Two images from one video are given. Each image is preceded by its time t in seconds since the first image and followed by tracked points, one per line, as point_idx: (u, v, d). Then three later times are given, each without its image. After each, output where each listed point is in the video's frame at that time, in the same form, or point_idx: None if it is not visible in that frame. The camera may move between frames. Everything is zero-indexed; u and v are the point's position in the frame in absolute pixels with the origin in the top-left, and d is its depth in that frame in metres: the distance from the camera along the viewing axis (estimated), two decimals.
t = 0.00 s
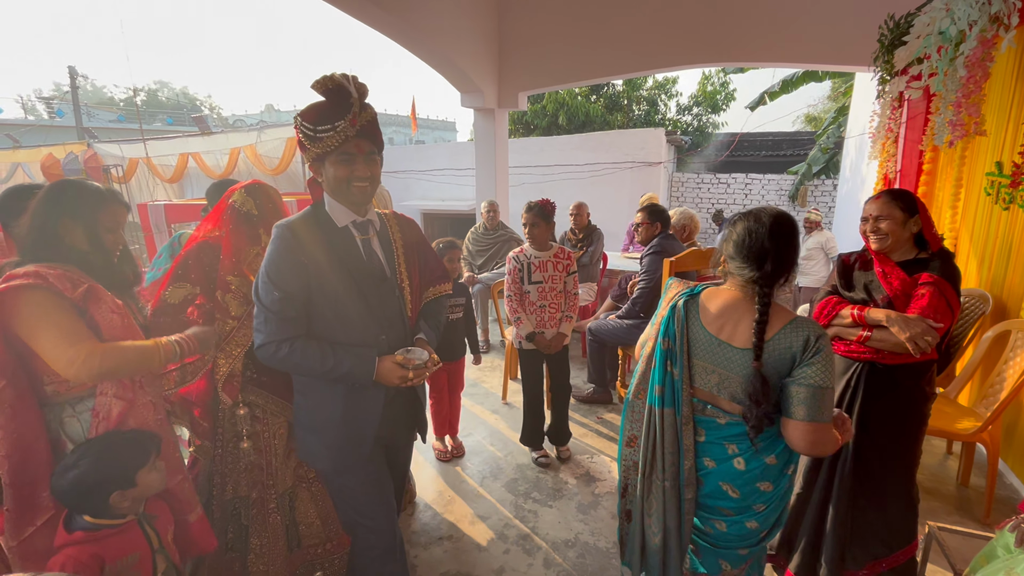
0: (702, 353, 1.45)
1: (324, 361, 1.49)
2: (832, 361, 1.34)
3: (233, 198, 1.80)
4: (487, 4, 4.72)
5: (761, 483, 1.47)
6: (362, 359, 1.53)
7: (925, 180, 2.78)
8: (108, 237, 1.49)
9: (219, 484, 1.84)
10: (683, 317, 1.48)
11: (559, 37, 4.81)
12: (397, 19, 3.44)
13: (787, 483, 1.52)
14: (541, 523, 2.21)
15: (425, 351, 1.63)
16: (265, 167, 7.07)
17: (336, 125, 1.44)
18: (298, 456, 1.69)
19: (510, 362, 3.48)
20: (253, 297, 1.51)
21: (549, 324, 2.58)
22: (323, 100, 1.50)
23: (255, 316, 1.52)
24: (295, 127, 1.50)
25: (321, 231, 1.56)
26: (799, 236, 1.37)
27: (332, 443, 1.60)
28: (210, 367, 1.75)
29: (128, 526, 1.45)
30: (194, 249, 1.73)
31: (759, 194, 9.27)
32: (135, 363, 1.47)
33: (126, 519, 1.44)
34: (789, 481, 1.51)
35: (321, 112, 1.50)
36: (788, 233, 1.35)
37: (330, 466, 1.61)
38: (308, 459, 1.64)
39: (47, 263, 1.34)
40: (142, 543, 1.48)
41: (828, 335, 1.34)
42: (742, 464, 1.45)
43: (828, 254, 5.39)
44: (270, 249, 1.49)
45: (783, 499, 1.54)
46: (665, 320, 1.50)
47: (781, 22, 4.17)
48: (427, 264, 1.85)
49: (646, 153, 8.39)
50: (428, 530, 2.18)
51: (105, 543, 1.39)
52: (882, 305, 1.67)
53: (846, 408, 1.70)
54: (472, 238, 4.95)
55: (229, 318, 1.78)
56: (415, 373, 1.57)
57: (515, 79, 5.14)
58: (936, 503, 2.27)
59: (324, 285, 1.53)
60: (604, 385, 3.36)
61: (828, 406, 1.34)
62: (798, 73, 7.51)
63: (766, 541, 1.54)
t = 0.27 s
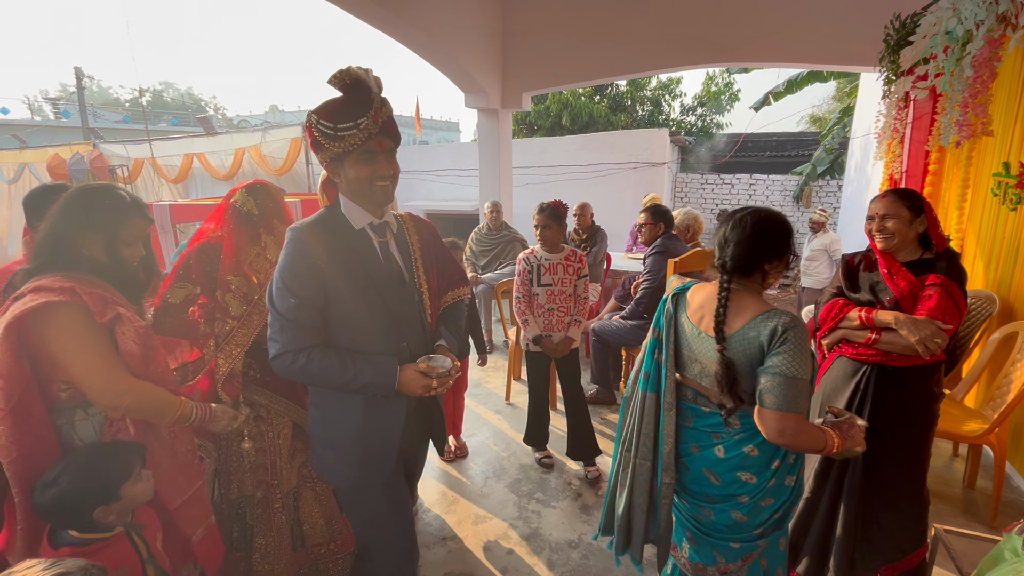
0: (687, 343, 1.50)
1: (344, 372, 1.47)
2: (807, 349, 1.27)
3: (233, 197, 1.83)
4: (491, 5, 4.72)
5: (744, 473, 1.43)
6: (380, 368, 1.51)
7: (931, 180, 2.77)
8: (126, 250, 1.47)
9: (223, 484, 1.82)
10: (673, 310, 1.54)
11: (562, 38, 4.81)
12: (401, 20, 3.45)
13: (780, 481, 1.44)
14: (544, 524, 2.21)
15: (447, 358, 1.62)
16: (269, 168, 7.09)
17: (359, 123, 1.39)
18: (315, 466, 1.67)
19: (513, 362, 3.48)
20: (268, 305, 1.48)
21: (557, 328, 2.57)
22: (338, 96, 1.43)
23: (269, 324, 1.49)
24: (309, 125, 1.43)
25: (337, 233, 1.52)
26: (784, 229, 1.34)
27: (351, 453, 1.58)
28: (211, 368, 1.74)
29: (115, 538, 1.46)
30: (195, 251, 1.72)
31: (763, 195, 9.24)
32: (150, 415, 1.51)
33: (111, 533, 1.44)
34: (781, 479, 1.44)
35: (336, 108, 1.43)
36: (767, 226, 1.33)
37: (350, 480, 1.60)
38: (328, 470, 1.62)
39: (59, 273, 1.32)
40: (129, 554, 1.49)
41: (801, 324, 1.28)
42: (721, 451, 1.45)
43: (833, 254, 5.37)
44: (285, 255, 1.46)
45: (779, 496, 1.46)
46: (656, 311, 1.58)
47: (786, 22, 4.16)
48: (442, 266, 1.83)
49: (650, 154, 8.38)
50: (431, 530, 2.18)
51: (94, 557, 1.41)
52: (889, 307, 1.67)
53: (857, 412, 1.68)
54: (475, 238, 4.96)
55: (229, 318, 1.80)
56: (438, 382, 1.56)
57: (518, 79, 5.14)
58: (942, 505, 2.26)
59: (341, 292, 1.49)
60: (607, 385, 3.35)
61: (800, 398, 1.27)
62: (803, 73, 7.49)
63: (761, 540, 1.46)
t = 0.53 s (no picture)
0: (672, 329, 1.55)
1: (351, 380, 1.36)
2: (769, 330, 1.26)
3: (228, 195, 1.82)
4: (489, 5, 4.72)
5: (717, 453, 1.41)
6: (390, 374, 1.40)
7: (929, 181, 2.77)
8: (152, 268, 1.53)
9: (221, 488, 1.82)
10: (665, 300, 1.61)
11: (560, 38, 4.81)
12: (399, 20, 3.45)
13: (760, 467, 1.39)
14: (543, 524, 2.21)
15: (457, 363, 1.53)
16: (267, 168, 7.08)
17: (378, 115, 1.34)
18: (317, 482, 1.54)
19: (511, 363, 3.48)
20: (267, 310, 1.36)
21: (570, 332, 2.52)
22: (349, 88, 1.37)
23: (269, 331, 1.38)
24: (319, 117, 1.35)
25: (340, 231, 1.42)
26: (751, 221, 1.36)
27: (359, 468, 1.44)
28: (204, 370, 1.71)
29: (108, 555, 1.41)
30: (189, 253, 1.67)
31: (761, 195, 9.26)
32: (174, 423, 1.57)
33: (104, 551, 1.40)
34: (762, 465, 1.38)
35: (349, 100, 1.36)
36: (730, 222, 1.38)
37: (357, 498, 1.46)
38: (331, 486, 1.49)
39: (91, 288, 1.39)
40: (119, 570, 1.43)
41: (763, 306, 1.27)
42: (695, 429, 1.44)
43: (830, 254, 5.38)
44: (284, 256, 1.35)
45: (759, 481, 1.40)
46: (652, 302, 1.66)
47: (784, 23, 4.17)
48: (447, 267, 1.78)
49: (648, 154, 8.39)
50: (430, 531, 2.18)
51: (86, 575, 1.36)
52: (889, 306, 1.67)
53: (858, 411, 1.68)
54: (474, 238, 4.96)
55: (224, 320, 1.76)
56: (450, 389, 1.45)
57: (516, 80, 5.14)
58: (940, 504, 2.27)
59: (346, 294, 1.39)
60: (605, 385, 3.35)
61: (757, 377, 1.25)
62: (800, 74, 7.50)
63: (742, 526, 1.42)
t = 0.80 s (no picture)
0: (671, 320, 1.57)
1: (357, 393, 1.27)
2: (741, 322, 1.26)
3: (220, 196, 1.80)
4: (486, 5, 4.71)
5: (690, 435, 1.41)
6: (396, 386, 1.30)
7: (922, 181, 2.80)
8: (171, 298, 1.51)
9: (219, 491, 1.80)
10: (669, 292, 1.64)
11: (556, 39, 4.81)
12: (395, 20, 3.43)
13: (733, 460, 1.37)
14: (540, 525, 2.21)
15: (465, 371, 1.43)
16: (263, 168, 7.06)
17: (394, 117, 1.28)
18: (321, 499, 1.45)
19: (508, 363, 3.48)
20: (268, 318, 1.28)
21: (580, 334, 2.50)
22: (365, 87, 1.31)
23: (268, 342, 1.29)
24: (329, 115, 1.28)
25: (344, 234, 1.33)
26: (733, 217, 1.37)
27: (364, 485, 1.36)
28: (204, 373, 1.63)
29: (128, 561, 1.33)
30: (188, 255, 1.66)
31: (755, 195, 9.30)
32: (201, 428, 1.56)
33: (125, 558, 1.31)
34: (734, 458, 1.37)
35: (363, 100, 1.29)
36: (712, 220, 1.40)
37: (363, 515, 1.38)
38: (336, 503, 1.41)
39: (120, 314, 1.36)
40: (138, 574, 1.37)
41: (736, 299, 1.27)
42: (674, 412, 1.46)
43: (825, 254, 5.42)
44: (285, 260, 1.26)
45: (734, 471, 1.38)
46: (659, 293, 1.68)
47: (778, 24, 4.18)
48: (451, 272, 1.67)
49: (644, 155, 8.41)
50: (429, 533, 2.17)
51: None
52: (886, 308, 1.68)
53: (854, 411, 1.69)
54: (470, 239, 4.95)
55: (216, 324, 1.70)
56: (459, 399, 1.36)
57: (512, 80, 5.14)
58: (934, 503, 2.28)
59: (351, 300, 1.30)
60: (602, 385, 3.36)
61: (720, 365, 1.26)
62: (795, 75, 7.54)
63: (716, 514, 1.40)
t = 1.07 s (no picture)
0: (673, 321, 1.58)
1: (370, 406, 1.22)
2: (728, 325, 1.27)
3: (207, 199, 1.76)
4: (473, 5, 4.71)
5: (682, 434, 1.43)
6: (412, 400, 1.25)
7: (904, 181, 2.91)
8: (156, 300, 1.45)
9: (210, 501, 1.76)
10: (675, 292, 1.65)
11: (544, 39, 4.81)
12: (382, 19, 3.41)
13: (724, 460, 1.38)
14: (534, 527, 2.20)
15: (479, 381, 1.38)
16: (248, 168, 6.95)
17: (409, 114, 1.25)
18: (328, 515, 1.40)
19: (499, 364, 3.47)
20: (275, 326, 1.23)
21: (580, 337, 2.48)
22: (377, 83, 1.28)
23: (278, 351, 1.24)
24: (343, 112, 1.25)
25: (356, 239, 1.29)
26: (729, 218, 1.37)
27: (375, 501, 1.32)
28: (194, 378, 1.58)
29: (131, 567, 1.29)
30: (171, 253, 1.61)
31: (741, 195, 9.40)
32: (196, 428, 1.53)
33: (126, 563, 1.27)
34: (725, 459, 1.37)
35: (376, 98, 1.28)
36: (710, 219, 1.40)
37: (374, 530, 1.34)
38: (345, 520, 1.36)
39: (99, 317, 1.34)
40: None
41: (724, 302, 1.28)
42: (669, 410, 1.47)
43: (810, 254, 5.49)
44: (295, 263, 1.22)
45: (727, 471, 1.39)
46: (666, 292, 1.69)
47: (763, 26, 4.24)
48: (463, 279, 1.61)
49: (631, 155, 8.47)
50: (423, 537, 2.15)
51: None
52: (884, 309, 1.71)
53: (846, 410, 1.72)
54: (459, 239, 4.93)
55: (205, 328, 1.65)
56: (476, 412, 1.31)
57: (500, 80, 5.14)
58: (920, 498, 2.32)
59: (363, 308, 1.26)
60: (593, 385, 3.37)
61: (701, 366, 1.27)
62: (778, 76, 7.65)
63: (709, 511, 1.42)
